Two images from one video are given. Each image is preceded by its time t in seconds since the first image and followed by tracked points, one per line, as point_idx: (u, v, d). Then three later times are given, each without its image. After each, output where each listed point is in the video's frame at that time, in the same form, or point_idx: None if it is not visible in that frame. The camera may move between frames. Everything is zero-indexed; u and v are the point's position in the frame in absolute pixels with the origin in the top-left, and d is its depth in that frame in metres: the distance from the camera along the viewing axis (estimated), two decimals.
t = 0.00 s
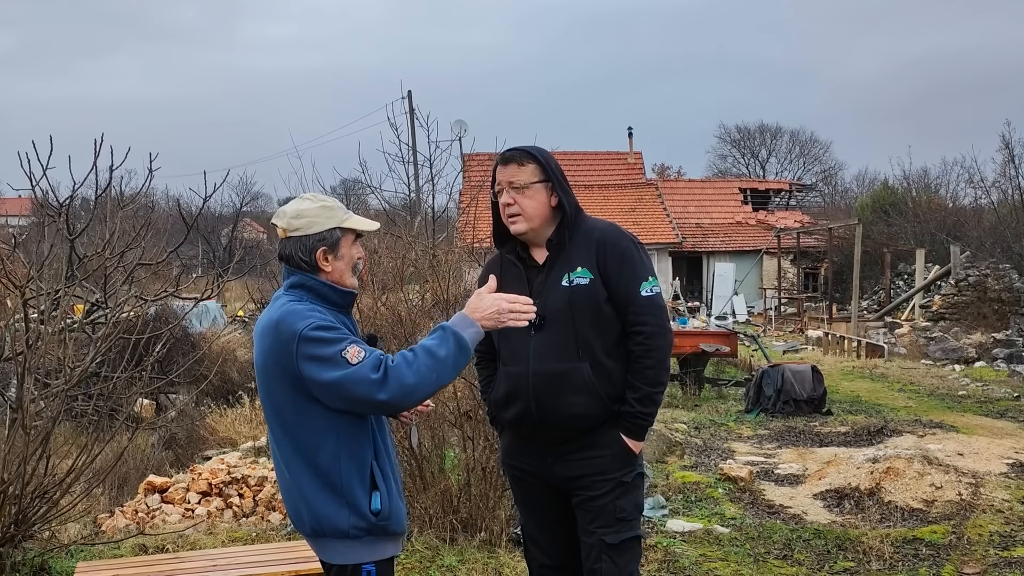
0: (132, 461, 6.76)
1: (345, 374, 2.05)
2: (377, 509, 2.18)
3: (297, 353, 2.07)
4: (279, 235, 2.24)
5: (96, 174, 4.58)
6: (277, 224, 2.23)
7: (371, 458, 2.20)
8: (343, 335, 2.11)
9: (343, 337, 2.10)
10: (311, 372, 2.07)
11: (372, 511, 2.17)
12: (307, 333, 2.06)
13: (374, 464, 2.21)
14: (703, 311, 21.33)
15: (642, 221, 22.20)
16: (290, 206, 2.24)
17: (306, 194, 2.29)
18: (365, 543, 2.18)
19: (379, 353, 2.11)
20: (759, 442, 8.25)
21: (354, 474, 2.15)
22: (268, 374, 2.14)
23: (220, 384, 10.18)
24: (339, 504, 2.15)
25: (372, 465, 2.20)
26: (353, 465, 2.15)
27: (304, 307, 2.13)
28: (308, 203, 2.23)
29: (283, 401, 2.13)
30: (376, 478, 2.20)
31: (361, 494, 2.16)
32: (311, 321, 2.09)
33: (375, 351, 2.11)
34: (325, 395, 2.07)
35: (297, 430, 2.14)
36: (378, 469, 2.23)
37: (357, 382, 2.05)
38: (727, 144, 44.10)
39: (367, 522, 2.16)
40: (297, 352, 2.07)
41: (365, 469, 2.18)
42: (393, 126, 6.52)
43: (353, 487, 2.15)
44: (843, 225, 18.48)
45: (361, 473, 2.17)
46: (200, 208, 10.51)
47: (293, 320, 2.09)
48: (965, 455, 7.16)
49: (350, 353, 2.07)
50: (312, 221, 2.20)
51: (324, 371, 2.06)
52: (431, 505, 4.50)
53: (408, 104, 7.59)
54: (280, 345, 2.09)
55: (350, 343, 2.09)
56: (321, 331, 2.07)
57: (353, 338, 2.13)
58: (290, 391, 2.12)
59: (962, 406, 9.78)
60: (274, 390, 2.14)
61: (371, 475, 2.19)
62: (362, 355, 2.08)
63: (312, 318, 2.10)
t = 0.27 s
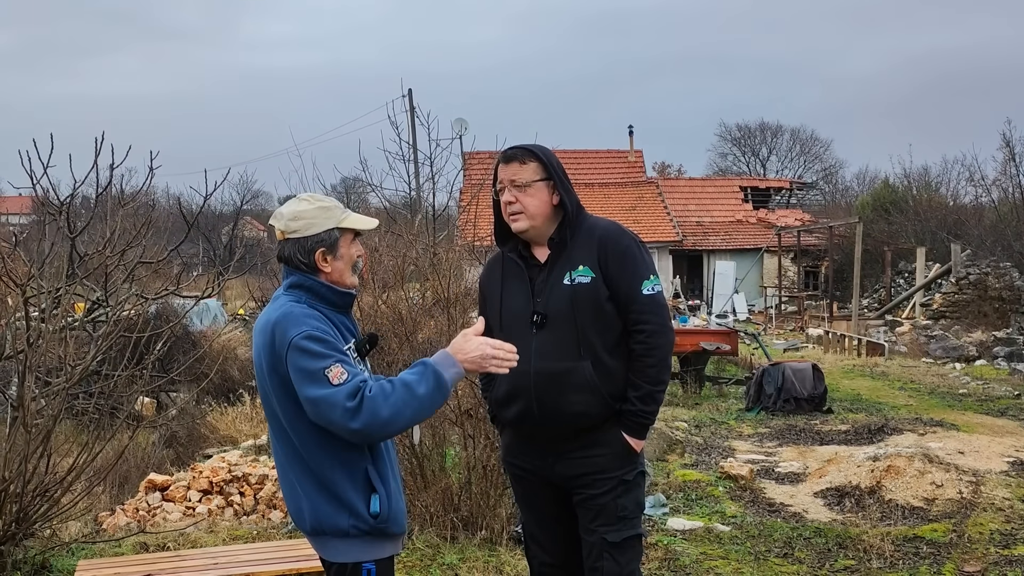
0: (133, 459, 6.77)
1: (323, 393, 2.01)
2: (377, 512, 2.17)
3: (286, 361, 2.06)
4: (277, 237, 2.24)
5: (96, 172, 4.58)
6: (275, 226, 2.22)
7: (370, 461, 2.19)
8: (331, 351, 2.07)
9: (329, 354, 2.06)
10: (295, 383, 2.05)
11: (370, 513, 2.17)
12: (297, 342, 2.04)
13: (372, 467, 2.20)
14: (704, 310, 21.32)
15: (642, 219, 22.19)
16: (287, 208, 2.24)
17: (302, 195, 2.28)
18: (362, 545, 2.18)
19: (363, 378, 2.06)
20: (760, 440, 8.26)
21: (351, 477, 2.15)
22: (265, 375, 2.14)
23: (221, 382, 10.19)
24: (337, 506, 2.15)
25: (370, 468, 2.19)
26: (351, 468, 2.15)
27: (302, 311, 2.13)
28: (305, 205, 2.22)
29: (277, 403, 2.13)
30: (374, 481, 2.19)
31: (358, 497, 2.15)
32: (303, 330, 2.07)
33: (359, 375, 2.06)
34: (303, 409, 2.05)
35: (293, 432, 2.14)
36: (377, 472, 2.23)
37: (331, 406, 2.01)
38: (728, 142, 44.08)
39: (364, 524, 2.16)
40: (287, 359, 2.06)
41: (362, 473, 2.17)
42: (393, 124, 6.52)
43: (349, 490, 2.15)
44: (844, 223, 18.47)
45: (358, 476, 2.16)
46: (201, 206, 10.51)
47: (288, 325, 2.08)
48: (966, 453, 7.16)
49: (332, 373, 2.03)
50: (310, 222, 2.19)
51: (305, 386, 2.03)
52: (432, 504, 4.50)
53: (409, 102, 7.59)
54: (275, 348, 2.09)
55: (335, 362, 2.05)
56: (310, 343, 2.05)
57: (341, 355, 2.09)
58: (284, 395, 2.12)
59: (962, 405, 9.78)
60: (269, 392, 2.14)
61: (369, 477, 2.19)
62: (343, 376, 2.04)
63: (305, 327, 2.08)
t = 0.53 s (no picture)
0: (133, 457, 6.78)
1: (293, 411, 2.01)
2: (379, 512, 2.17)
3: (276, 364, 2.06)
4: (274, 236, 2.24)
5: (97, 171, 4.58)
6: (272, 226, 2.22)
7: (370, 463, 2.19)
8: (316, 369, 2.06)
9: (310, 372, 2.04)
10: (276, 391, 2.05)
11: (372, 514, 2.17)
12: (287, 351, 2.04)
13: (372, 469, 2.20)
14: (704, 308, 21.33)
15: (642, 218, 22.18)
16: (283, 207, 2.23)
17: (297, 193, 2.28)
18: (364, 547, 2.18)
19: (333, 408, 2.04)
20: (760, 439, 8.26)
21: (349, 480, 2.15)
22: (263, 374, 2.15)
23: (221, 380, 10.20)
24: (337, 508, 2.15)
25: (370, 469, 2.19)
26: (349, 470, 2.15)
27: (302, 313, 2.13)
28: (301, 203, 2.22)
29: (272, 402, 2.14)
30: (374, 482, 2.19)
31: (359, 499, 2.16)
32: (295, 339, 2.06)
33: (331, 403, 2.04)
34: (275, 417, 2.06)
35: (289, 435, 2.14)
36: (379, 474, 2.23)
37: (295, 425, 2.00)
38: (728, 140, 44.07)
39: (366, 526, 2.16)
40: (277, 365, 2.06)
41: (360, 476, 2.17)
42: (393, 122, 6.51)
43: (348, 492, 2.15)
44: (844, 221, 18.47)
45: (358, 478, 2.17)
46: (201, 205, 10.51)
47: (286, 327, 2.09)
48: (966, 452, 7.16)
49: (305, 394, 2.02)
50: (307, 221, 2.19)
51: (281, 399, 2.03)
52: (433, 502, 4.50)
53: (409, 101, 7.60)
54: (272, 347, 2.10)
55: (311, 382, 2.03)
56: (297, 355, 2.04)
57: (322, 376, 2.06)
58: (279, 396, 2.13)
59: (962, 403, 9.78)
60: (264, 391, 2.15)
61: (371, 479, 2.19)
62: (314, 400, 2.02)
63: (298, 336, 2.07)
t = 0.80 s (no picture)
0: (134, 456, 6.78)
1: (284, 409, 2.02)
2: (378, 509, 2.17)
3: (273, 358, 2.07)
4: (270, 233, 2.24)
5: (97, 170, 4.57)
6: (268, 223, 2.22)
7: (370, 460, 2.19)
8: (309, 367, 2.05)
9: (303, 369, 2.04)
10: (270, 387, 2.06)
11: (373, 511, 2.17)
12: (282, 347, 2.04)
13: (373, 467, 2.20)
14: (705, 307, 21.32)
15: (643, 216, 22.18)
16: (277, 204, 2.23)
17: (290, 191, 2.28)
18: (366, 544, 2.19)
19: (324, 407, 2.04)
20: (760, 438, 8.26)
21: (349, 478, 2.15)
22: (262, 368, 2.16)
23: (222, 379, 10.20)
24: (336, 506, 2.15)
25: (370, 466, 2.19)
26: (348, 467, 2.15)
27: (302, 308, 2.12)
28: (296, 199, 2.22)
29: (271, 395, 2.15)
30: (374, 479, 2.19)
31: (360, 496, 2.16)
32: (290, 336, 2.06)
33: (321, 402, 2.03)
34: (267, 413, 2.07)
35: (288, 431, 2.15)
36: (380, 471, 2.22)
37: (284, 423, 2.01)
38: (728, 139, 44.06)
39: (366, 522, 2.16)
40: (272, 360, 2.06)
41: (360, 473, 2.17)
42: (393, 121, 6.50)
43: (348, 490, 2.15)
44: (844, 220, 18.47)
45: (359, 476, 2.17)
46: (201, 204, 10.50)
47: (285, 321, 2.09)
48: (966, 450, 7.16)
49: (295, 392, 2.02)
50: (304, 216, 2.20)
51: (273, 395, 2.04)
52: (433, 501, 4.50)
53: (409, 99, 7.59)
54: (269, 342, 2.10)
55: (302, 380, 2.03)
56: (291, 353, 2.04)
57: (315, 373, 2.06)
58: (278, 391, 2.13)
59: (962, 402, 9.78)
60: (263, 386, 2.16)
61: (372, 477, 2.19)
62: (304, 398, 2.02)
63: (294, 332, 2.06)
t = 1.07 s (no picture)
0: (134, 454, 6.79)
1: (293, 399, 2.00)
2: (382, 508, 2.17)
3: (282, 348, 2.07)
4: (273, 228, 2.23)
5: (97, 168, 4.57)
6: (272, 217, 2.22)
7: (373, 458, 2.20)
8: (319, 358, 2.05)
9: (313, 359, 2.04)
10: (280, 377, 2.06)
11: (375, 510, 2.17)
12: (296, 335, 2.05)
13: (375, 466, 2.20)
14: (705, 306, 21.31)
15: (643, 215, 22.17)
16: (282, 199, 2.23)
17: (294, 187, 2.28)
18: (368, 543, 2.18)
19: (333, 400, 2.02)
20: (761, 436, 8.26)
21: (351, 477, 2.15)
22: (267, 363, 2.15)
23: (223, 378, 10.21)
24: (340, 503, 2.15)
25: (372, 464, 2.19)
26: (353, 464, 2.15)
27: (309, 302, 2.13)
28: (301, 194, 2.23)
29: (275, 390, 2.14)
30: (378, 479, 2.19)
31: (362, 495, 2.15)
32: (302, 325, 2.07)
33: (331, 394, 2.02)
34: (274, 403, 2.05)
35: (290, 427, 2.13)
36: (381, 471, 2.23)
37: (293, 413, 1.99)
38: (729, 138, 44.04)
39: (368, 521, 2.16)
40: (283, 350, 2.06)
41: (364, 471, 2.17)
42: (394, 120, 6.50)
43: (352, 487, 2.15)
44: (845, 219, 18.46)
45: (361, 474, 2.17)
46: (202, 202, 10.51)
47: (294, 313, 2.09)
48: (967, 449, 7.15)
49: (305, 381, 2.01)
50: (309, 210, 2.20)
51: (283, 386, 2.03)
52: (433, 500, 4.51)
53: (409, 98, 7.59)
54: (278, 334, 2.10)
55: (313, 370, 2.03)
56: (303, 341, 2.05)
57: (325, 365, 2.06)
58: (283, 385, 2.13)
59: (963, 400, 9.78)
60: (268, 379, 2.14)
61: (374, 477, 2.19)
62: (315, 388, 2.01)
63: (305, 322, 2.07)
